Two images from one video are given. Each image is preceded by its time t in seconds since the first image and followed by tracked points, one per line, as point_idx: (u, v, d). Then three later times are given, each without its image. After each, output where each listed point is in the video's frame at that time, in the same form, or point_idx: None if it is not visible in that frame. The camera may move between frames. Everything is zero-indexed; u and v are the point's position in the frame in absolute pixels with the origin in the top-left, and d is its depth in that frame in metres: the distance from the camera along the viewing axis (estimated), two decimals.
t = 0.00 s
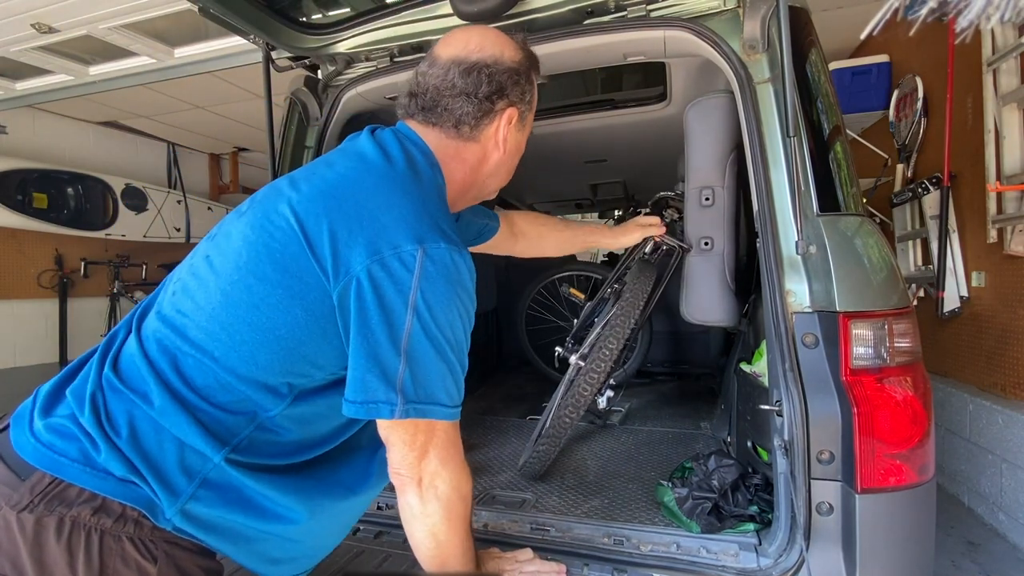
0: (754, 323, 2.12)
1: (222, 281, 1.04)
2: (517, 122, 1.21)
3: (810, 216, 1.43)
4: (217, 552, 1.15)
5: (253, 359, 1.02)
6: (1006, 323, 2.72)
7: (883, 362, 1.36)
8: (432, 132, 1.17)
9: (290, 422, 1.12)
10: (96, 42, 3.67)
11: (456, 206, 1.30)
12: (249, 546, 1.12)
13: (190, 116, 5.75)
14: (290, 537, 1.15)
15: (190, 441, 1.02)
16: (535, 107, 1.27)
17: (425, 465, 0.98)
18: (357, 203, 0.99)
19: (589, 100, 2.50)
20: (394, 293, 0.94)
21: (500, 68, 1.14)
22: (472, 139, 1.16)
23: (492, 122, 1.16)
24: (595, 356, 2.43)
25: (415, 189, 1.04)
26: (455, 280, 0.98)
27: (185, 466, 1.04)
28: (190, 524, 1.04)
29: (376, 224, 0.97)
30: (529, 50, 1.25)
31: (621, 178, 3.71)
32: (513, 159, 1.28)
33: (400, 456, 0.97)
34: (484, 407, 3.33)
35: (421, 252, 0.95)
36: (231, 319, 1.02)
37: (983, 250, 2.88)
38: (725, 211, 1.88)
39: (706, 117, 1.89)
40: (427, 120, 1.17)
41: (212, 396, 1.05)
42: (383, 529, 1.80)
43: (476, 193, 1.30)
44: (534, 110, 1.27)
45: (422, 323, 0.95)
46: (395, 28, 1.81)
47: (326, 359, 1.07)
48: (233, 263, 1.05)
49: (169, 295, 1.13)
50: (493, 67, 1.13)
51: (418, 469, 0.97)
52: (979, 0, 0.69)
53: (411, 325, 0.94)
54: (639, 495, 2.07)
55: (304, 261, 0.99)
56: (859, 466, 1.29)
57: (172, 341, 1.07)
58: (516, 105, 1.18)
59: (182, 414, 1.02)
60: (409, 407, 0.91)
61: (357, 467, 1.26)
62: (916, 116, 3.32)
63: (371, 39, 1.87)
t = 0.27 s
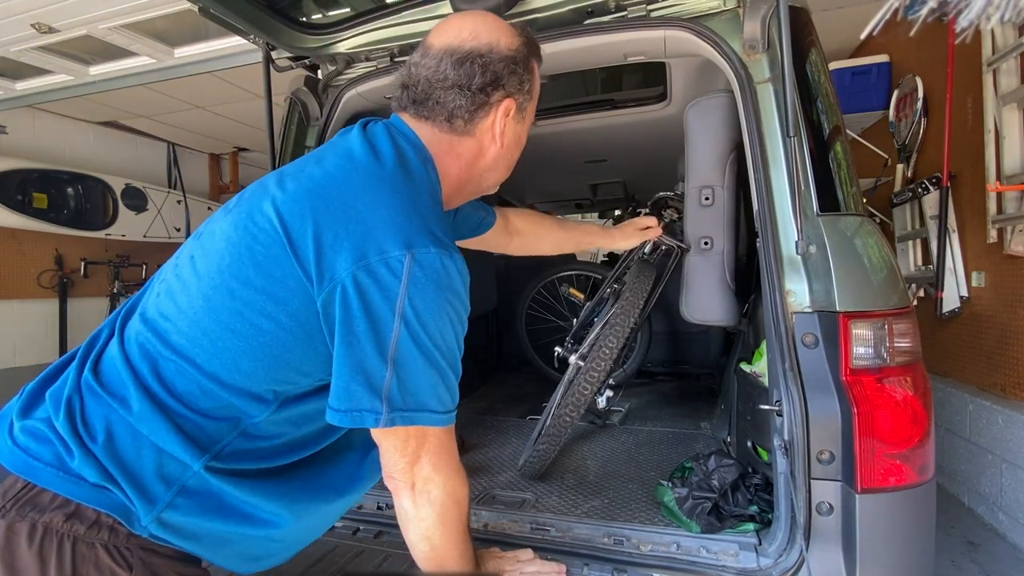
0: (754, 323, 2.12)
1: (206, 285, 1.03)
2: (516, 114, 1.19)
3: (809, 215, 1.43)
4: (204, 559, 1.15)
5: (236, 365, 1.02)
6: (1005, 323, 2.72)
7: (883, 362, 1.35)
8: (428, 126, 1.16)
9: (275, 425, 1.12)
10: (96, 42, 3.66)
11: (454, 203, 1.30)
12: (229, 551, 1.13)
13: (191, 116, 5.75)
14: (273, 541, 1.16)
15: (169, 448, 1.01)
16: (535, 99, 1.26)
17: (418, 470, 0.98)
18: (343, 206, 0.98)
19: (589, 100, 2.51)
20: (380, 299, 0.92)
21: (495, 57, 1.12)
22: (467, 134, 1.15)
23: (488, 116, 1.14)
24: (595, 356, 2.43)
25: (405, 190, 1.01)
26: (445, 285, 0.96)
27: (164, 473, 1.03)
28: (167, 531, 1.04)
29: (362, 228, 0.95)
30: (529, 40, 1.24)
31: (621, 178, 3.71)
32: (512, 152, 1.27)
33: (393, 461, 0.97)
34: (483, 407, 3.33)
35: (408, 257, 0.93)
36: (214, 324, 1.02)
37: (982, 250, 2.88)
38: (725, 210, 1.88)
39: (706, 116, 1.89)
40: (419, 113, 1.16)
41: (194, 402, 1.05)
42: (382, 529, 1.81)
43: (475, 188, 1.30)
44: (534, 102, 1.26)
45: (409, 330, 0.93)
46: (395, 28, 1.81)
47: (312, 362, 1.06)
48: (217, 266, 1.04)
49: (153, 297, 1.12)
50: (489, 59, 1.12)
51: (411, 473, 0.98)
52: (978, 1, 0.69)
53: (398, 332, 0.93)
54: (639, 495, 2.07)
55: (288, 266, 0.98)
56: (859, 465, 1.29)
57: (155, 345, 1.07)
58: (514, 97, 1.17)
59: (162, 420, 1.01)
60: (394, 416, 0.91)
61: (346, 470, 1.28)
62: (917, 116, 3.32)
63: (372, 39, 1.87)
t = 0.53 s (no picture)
0: (755, 323, 2.12)
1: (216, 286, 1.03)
2: (523, 114, 1.19)
3: (810, 215, 1.43)
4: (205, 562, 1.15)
5: (245, 367, 1.02)
6: (1005, 323, 2.72)
7: (883, 362, 1.35)
8: (437, 128, 1.16)
9: (284, 425, 1.12)
10: (95, 42, 3.66)
11: (461, 204, 1.30)
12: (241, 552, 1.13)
13: (190, 116, 5.75)
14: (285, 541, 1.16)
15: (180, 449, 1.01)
16: (541, 100, 1.26)
17: (421, 470, 0.98)
18: (353, 207, 0.97)
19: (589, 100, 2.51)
20: (391, 301, 0.92)
21: (502, 58, 1.12)
22: (475, 135, 1.15)
23: (496, 116, 1.14)
24: (597, 356, 2.42)
25: (415, 190, 1.01)
26: (455, 288, 0.96)
27: (174, 474, 1.03)
28: (177, 532, 1.04)
29: (373, 229, 0.95)
30: (534, 40, 1.23)
31: (621, 178, 3.71)
32: (519, 153, 1.26)
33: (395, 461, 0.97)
34: (484, 407, 3.33)
35: (419, 260, 0.93)
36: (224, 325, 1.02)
37: (982, 250, 2.88)
38: (726, 210, 1.88)
39: (706, 116, 1.89)
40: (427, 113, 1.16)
41: (204, 403, 1.05)
42: (382, 529, 1.81)
43: (482, 189, 1.29)
44: (540, 102, 1.25)
45: (420, 332, 0.93)
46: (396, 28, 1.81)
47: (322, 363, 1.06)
48: (226, 268, 1.03)
49: (162, 297, 1.11)
50: (495, 58, 1.12)
51: (414, 473, 0.98)
52: (979, 0, 0.69)
53: (407, 335, 0.93)
54: (639, 495, 2.07)
55: (299, 267, 0.98)
56: (860, 466, 1.29)
57: (164, 346, 1.06)
58: (522, 97, 1.16)
59: (172, 421, 1.01)
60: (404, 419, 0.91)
61: (357, 470, 1.29)
62: (916, 116, 3.32)
63: (372, 38, 1.87)
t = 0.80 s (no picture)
0: (754, 323, 2.11)
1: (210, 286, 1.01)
2: (510, 112, 1.17)
3: (809, 216, 1.43)
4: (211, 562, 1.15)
5: (245, 367, 1.01)
6: (1005, 323, 2.72)
7: (883, 363, 1.35)
8: (423, 121, 1.15)
9: (282, 421, 1.13)
10: (96, 42, 3.66)
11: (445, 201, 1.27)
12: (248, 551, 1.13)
13: (190, 116, 5.75)
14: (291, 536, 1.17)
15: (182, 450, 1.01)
16: (529, 101, 1.24)
17: (426, 464, 0.98)
18: (351, 206, 0.97)
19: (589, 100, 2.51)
20: (395, 299, 0.93)
21: (490, 52, 1.11)
22: (459, 128, 1.13)
23: (481, 110, 1.12)
24: (596, 357, 2.42)
25: (413, 188, 1.01)
26: (455, 283, 0.97)
27: (177, 475, 1.04)
28: (182, 532, 1.05)
29: (372, 228, 0.95)
30: (525, 40, 1.22)
31: (621, 178, 3.71)
32: (505, 151, 1.24)
33: (400, 455, 0.97)
34: (484, 407, 3.34)
35: (420, 257, 0.94)
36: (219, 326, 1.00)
37: (982, 250, 2.88)
38: (725, 210, 1.88)
39: (706, 116, 1.89)
40: (414, 106, 1.15)
41: (201, 403, 1.04)
42: (382, 529, 1.81)
43: (466, 188, 1.26)
44: (528, 103, 1.24)
45: (423, 329, 0.95)
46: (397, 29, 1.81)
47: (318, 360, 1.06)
48: (220, 267, 1.02)
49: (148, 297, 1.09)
50: (481, 52, 1.10)
51: (420, 467, 0.98)
52: (979, 0, 0.69)
53: (412, 330, 0.94)
54: (639, 495, 2.07)
55: (299, 267, 0.98)
56: (859, 466, 1.29)
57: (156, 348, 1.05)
58: (508, 93, 1.15)
59: (171, 424, 1.00)
60: (410, 413, 0.92)
61: (357, 462, 1.29)
62: (916, 116, 3.32)
63: (373, 39, 1.87)
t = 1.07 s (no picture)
0: (754, 323, 2.11)
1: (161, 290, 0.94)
2: (467, 101, 1.16)
3: (810, 215, 1.43)
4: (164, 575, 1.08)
5: (204, 371, 0.95)
6: (1006, 323, 2.72)
7: (883, 362, 1.35)
8: (382, 102, 1.14)
9: (252, 429, 1.07)
10: (96, 42, 3.66)
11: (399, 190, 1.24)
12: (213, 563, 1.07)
13: (191, 116, 5.75)
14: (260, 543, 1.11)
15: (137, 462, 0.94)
16: (491, 96, 1.23)
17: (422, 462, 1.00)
18: (316, 202, 0.93)
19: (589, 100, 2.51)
20: (367, 296, 0.91)
21: (451, 39, 1.11)
22: (414, 109, 1.12)
23: (436, 94, 1.11)
24: (596, 356, 2.43)
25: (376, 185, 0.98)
26: (426, 277, 0.96)
27: (132, 488, 0.96)
28: (136, 549, 0.97)
29: (338, 224, 0.92)
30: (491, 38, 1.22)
31: (621, 178, 3.71)
32: (462, 141, 1.22)
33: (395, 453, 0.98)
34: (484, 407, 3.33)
35: (390, 251, 0.92)
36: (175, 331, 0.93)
37: (983, 250, 2.88)
38: (725, 210, 1.88)
39: (706, 116, 1.88)
40: (373, 87, 1.14)
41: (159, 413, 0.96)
42: (382, 529, 1.81)
43: (420, 178, 1.24)
44: (491, 96, 1.22)
45: (399, 325, 0.93)
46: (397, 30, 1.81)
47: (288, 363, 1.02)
48: (171, 269, 0.95)
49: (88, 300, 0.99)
50: (442, 36, 1.10)
51: (415, 464, 0.99)
52: (979, 0, 0.71)
53: (387, 325, 0.92)
54: (639, 496, 2.07)
55: (263, 267, 0.93)
56: (859, 465, 1.29)
57: (104, 356, 0.96)
58: (467, 81, 1.14)
59: (122, 435, 0.92)
60: (392, 408, 0.91)
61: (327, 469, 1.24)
62: (916, 116, 3.32)
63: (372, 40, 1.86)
